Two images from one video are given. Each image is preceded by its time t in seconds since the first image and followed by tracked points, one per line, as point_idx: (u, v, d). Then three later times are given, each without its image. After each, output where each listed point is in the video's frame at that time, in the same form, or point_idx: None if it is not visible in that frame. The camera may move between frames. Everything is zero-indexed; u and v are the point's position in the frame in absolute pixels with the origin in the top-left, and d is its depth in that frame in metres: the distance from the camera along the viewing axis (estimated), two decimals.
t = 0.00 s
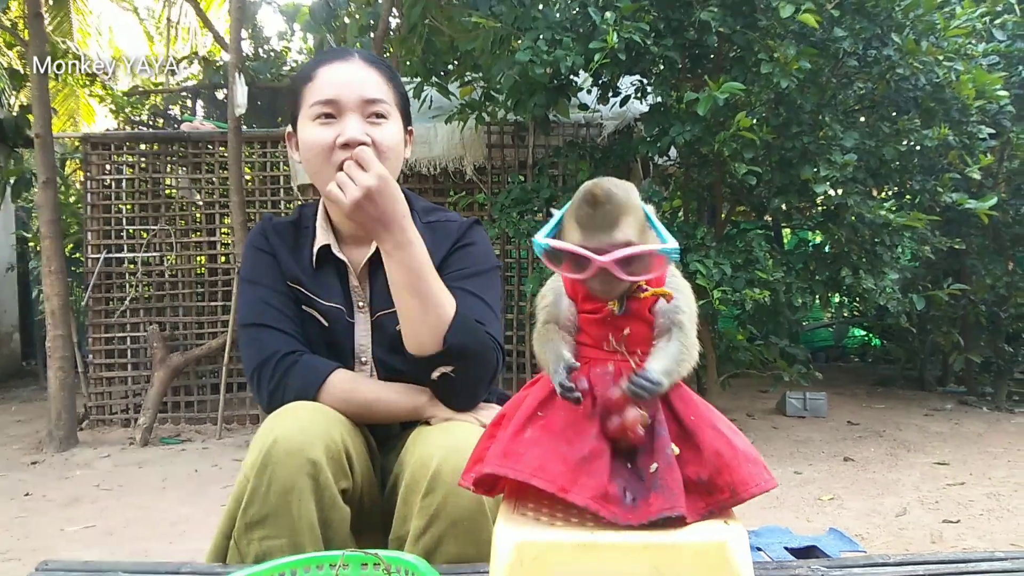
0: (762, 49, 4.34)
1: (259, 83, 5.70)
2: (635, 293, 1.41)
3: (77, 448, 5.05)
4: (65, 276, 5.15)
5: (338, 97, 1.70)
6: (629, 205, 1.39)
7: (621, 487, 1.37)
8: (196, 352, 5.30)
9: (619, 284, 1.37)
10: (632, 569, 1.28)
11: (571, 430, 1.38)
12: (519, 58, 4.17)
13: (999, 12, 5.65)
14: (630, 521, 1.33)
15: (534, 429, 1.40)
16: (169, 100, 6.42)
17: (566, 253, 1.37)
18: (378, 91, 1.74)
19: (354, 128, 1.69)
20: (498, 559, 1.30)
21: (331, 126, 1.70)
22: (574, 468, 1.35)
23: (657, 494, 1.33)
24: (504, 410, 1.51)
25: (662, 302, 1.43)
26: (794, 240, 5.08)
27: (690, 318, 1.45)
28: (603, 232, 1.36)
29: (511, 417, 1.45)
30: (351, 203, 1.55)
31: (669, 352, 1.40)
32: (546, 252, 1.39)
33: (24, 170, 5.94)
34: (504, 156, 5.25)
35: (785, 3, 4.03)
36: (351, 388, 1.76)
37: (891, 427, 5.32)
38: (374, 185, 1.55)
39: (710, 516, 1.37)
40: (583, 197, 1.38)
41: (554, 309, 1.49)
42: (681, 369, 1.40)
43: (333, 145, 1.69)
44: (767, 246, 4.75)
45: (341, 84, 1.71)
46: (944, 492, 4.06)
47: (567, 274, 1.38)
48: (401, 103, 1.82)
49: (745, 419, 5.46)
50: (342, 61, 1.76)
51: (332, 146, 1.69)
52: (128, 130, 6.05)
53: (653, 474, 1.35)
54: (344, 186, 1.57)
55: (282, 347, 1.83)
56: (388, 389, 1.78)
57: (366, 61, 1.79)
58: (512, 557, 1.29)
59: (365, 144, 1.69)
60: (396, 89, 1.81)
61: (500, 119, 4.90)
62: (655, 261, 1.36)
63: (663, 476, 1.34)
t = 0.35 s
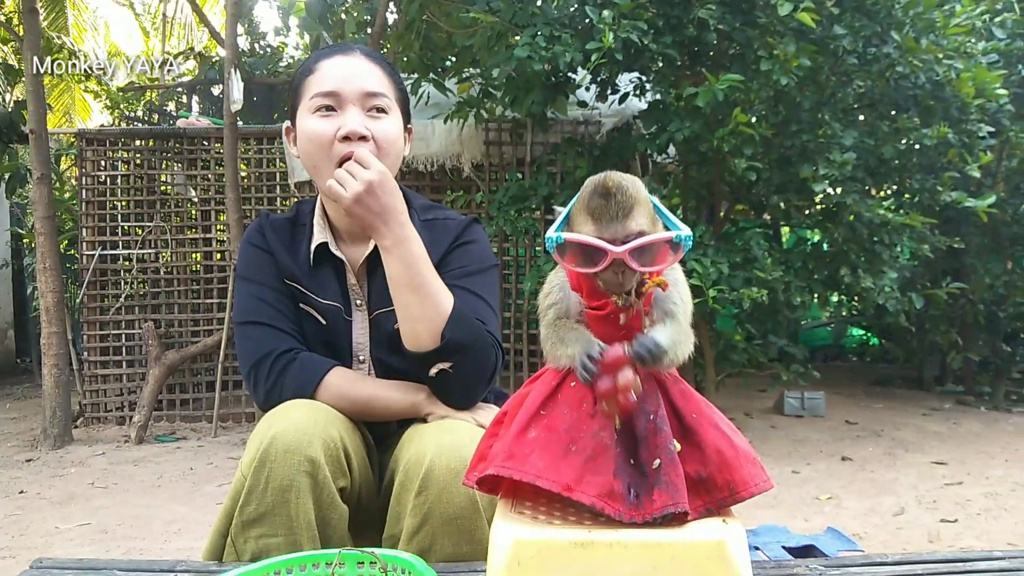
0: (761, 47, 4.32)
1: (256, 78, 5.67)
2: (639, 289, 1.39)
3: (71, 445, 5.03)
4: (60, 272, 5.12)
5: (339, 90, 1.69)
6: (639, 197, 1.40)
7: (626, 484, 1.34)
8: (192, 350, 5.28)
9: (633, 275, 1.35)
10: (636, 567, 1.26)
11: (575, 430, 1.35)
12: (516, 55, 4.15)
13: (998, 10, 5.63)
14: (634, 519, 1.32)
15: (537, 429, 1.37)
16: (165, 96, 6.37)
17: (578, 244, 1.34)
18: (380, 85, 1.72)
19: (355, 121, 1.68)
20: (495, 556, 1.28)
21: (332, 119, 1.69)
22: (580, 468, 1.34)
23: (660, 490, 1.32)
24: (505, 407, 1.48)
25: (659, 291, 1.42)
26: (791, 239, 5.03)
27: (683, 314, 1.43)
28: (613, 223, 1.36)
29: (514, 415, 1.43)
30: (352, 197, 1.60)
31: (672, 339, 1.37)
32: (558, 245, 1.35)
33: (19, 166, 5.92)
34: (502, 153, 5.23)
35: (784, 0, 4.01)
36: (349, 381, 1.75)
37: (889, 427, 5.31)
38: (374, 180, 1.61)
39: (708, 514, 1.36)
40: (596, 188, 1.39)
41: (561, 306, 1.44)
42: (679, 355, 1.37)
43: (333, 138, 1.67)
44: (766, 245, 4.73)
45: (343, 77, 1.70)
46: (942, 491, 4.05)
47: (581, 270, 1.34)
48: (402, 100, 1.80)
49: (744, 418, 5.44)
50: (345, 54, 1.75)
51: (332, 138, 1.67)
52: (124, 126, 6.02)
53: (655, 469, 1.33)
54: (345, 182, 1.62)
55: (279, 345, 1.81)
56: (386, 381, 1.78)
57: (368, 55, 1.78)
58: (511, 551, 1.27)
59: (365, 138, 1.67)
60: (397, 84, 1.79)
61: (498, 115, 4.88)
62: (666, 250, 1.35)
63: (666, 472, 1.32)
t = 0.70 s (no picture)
0: (761, 44, 4.31)
1: (256, 74, 5.66)
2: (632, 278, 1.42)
3: (72, 441, 5.03)
4: (60, 268, 5.12)
5: (339, 88, 1.69)
6: (629, 183, 1.44)
7: (615, 479, 1.34)
8: (192, 346, 5.28)
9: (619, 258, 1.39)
10: (630, 565, 1.26)
11: (567, 422, 1.36)
12: (516, 53, 4.15)
13: (1000, 7, 5.62)
14: (621, 513, 1.31)
15: (530, 419, 1.37)
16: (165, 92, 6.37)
17: (563, 225, 1.41)
18: (380, 84, 1.72)
19: (354, 121, 1.68)
20: (494, 554, 1.28)
21: (331, 118, 1.69)
22: (568, 459, 1.33)
23: (648, 488, 1.31)
24: (501, 401, 1.49)
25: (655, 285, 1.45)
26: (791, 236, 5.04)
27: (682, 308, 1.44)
28: (597, 205, 1.42)
29: (508, 407, 1.43)
30: (356, 190, 1.60)
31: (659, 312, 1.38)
32: (544, 225, 1.43)
33: (19, 162, 5.92)
34: (502, 150, 5.22)
35: None
36: (348, 377, 1.76)
37: (889, 424, 5.31)
38: (378, 175, 1.61)
39: (702, 513, 1.34)
40: (586, 175, 1.47)
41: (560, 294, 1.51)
42: (664, 331, 1.38)
43: (332, 137, 1.67)
44: (766, 242, 4.73)
45: (344, 75, 1.70)
46: (941, 488, 4.05)
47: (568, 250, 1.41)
48: (401, 99, 1.80)
49: (744, 415, 5.45)
50: (345, 52, 1.75)
51: (331, 137, 1.67)
52: (124, 122, 6.01)
53: (645, 466, 1.32)
54: (349, 172, 1.61)
55: (278, 342, 1.81)
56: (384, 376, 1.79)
57: (368, 53, 1.78)
58: (507, 552, 1.27)
59: (364, 137, 1.67)
60: (397, 83, 1.79)
61: (498, 112, 4.87)
62: (651, 233, 1.38)
63: (656, 469, 1.31)
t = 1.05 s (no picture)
0: (761, 39, 4.30)
1: (256, 68, 5.66)
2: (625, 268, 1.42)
3: (71, 435, 5.04)
4: (60, 262, 5.12)
5: (338, 82, 1.68)
6: (629, 171, 1.46)
7: (608, 470, 1.33)
8: (191, 340, 5.28)
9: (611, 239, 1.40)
10: (627, 558, 1.26)
11: (561, 415, 1.37)
12: (516, 47, 4.14)
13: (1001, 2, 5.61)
14: (614, 504, 1.30)
15: (525, 412, 1.39)
16: (165, 86, 6.36)
17: (560, 202, 1.43)
18: (378, 77, 1.72)
19: (354, 114, 1.68)
20: (495, 546, 1.28)
21: (330, 111, 1.69)
22: (560, 450, 1.34)
23: (642, 480, 1.30)
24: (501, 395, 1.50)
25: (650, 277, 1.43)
26: (791, 231, 5.01)
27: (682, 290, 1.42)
28: (596, 186, 1.44)
29: (505, 400, 1.45)
30: (366, 180, 1.59)
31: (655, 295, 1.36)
32: (542, 202, 1.46)
33: (19, 156, 5.92)
34: (502, 144, 5.21)
35: None
36: (347, 369, 1.76)
37: (888, 419, 5.32)
38: (390, 167, 1.60)
39: (701, 505, 1.34)
40: (587, 159, 1.49)
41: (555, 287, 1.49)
42: (658, 312, 1.36)
43: (332, 130, 1.67)
44: (766, 237, 4.73)
45: (343, 68, 1.70)
46: (939, 483, 4.06)
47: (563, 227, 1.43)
48: (399, 91, 1.80)
49: (742, 410, 5.45)
50: (343, 45, 1.74)
51: (331, 130, 1.67)
52: (124, 115, 6.01)
53: (640, 459, 1.31)
54: (360, 161, 1.60)
55: (278, 336, 1.81)
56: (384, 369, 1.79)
57: (366, 45, 1.77)
58: (508, 542, 1.27)
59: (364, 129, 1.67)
60: (395, 75, 1.79)
61: (498, 106, 4.87)
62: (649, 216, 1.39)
63: (650, 462, 1.30)
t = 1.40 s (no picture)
0: (761, 40, 4.29)
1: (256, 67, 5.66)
2: (630, 267, 1.42)
3: (72, 435, 5.04)
4: (60, 262, 5.11)
5: (344, 79, 1.69)
6: (630, 170, 1.47)
7: (618, 471, 1.33)
8: (191, 340, 5.27)
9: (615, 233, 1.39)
10: (631, 558, 1.26)
11: (570, 416, 1.35)
12: (516, 48, 4.14)
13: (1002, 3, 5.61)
14: (625, 505, 1.30)
15: (533, 414, 1.37)
16: (165, 86, 6.37)
17: (565, 194, 1.42)
18: (384, 75, 1.73)
19: (360, 110, 1.68)
20: (495, 549, 1.28)
21: (335, 108, 1.68)
22: (571, 451, 1.32)
23: (652, 480, 1.30)
24: (504, 397, 1.48)
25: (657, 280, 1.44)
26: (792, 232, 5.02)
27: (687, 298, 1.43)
28: (600, 181, 1.44)
29: (510, 402, 1.42)
30: (380, 175, 1.58)
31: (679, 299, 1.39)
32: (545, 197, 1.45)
33: (20, 155, 5.92)
34: (503, 145, 5.21)
35: None
36: (350, 370, 1.76)
37: (888, 420, 5.31)
38: (406, 166, 1.59)
39: (705, 505, 1.35)
40: (589, 157, 1.50)
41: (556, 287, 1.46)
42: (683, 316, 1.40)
43: (337, 126, 1.67)
44: (766, 238, 4.73)
45: (349, 66, 1.70)
46: (940, 485, 4.05)
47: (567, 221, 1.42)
48: (403, 90, 1.81)
49: (743, 411, 5.45)
50: (349, 44, 1.75)
51: (337, 127, 1.67)
52: (124, 116, 6.01)
53: (649, 459, 1.32)
54: (377, 155, 1.58)
55: (280, 336, 1.81)
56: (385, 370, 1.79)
57: (371, 45, 1.78)
58: (508, 546, 1.27)
59: (371, 127, 1.67)
60: (399, 74, 1.80)
61: (499, 107, 4.87)
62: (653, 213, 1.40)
63: (659, 462, 1.31)
